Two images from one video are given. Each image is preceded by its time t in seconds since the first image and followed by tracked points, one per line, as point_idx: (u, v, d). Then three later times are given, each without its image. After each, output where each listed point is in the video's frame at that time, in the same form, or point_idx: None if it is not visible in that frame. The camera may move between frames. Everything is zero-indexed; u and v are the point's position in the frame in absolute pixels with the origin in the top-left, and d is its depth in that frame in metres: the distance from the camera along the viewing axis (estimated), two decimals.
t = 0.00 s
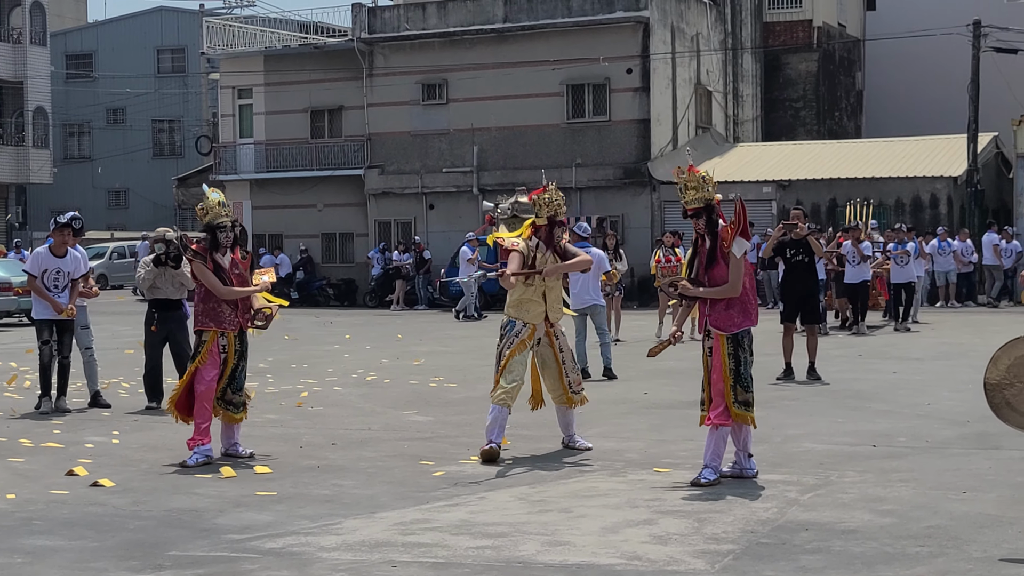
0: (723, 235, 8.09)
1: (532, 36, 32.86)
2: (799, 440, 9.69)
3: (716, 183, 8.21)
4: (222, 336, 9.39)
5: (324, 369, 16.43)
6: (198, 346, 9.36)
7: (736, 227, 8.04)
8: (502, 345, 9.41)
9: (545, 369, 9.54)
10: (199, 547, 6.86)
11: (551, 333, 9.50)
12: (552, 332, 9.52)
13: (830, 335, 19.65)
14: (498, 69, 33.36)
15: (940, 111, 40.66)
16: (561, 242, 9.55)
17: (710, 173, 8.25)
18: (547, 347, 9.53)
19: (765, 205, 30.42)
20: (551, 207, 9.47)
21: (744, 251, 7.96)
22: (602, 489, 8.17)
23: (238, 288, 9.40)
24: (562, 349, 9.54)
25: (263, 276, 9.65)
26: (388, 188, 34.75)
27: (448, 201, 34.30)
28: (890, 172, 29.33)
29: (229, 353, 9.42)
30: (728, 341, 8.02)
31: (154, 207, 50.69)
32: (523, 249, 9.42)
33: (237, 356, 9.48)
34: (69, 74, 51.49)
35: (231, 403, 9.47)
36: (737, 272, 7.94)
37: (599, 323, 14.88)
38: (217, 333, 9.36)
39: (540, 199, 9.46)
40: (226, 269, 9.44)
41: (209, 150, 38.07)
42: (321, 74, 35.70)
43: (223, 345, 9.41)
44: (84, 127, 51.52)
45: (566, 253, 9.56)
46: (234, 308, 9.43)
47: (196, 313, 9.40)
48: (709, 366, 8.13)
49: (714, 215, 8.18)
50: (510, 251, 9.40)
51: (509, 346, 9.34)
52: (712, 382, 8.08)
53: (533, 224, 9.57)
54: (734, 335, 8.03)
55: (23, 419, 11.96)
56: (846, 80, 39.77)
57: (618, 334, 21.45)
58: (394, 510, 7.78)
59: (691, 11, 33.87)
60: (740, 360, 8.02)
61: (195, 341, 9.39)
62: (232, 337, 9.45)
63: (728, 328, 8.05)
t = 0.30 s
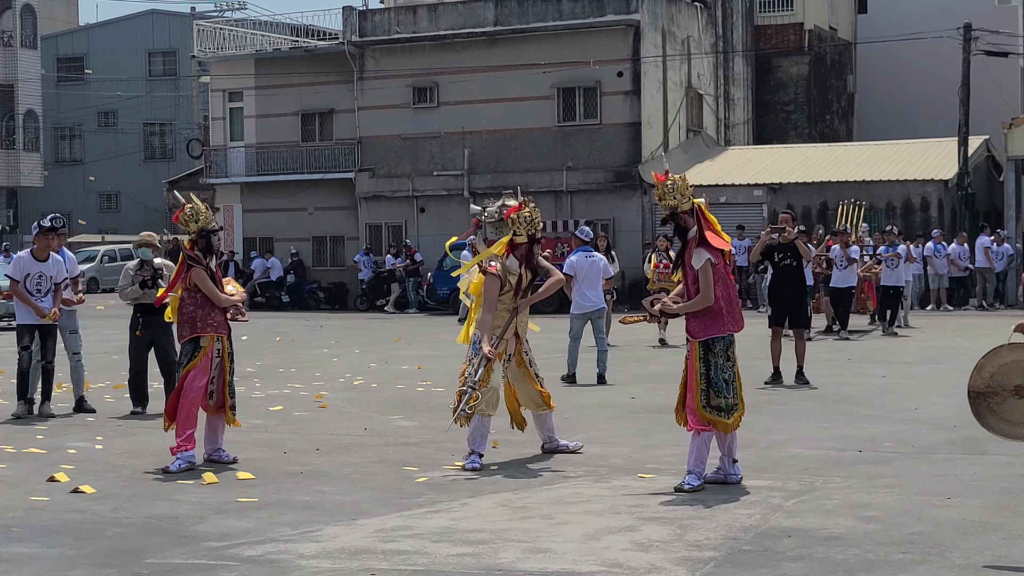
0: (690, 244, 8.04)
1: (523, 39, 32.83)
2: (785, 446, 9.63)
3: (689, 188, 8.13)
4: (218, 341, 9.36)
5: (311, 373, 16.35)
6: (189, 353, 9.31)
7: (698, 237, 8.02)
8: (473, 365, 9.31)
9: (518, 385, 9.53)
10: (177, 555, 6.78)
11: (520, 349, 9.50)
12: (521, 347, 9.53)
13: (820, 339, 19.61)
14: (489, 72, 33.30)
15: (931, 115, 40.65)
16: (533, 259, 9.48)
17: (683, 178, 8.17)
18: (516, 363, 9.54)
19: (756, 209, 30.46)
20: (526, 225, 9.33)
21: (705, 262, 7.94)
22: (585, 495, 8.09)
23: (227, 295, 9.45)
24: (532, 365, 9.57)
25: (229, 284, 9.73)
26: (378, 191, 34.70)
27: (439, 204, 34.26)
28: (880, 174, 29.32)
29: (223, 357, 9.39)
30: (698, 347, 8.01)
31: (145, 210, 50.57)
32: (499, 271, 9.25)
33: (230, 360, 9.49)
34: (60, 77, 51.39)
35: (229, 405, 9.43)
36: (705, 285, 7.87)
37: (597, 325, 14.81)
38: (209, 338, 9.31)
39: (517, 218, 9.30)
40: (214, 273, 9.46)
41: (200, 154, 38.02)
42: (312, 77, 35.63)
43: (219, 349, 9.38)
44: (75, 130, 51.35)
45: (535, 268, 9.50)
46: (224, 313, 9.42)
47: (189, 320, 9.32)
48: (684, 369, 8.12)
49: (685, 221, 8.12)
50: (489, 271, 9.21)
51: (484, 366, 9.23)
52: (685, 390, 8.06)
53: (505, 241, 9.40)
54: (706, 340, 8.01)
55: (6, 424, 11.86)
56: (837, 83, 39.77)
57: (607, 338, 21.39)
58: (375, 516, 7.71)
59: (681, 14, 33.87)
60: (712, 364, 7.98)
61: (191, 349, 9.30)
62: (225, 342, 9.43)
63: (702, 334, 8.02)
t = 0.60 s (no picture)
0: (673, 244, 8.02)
1: (516, 39, 32.81)
2: (776, 446, 9.62)
3: (676, 187, 8.08)
4: (212, 341, 9.36)
5: (303, 374, 16.32)
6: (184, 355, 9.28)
7: (677, 239, 8.00)
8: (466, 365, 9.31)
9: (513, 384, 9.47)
10: (165, 555, 6.74)
11: (515, 348, 9.44)
12: (516, 347, 9.46)
13: (813, 340, 19.61)
14: (483, 72, 33.27)
15: (925, 115, 40.67)
16: (526, 259, 9.43)
17: (671, 176, 8.13)
18: (511, 363, 9.48)
19: (749, 209, 30.53)
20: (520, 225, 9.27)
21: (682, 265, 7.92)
22: (575, 495, 8.08)
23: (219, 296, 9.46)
24: (525, 365, 9.51)
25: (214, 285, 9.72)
26: (372, 191, 34.68)
27: (432, 204, 34.23)
28: (874, 175, 29.34)
29: (218, 357, 9.42)
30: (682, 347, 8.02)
31: (140, 211, 50.52)
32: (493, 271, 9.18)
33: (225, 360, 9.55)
34: (54, 78, 51.32)
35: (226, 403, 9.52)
36: (684, 286, 7.83)
37: (594, 326, 14.78)
38: (205, 338, 9.30)
39: (509, 217, 9.25)
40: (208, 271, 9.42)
41: (194, 154, 38.00)
42: (305, 77, 35.61)
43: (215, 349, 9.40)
44: (69, 130, 51.22)
45: (528, 268, 9.45)
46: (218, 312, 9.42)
47: (184, 321, 9.29)
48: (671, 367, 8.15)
49: (671, 220, 8.10)
50: (484, 273, 9.14)
51: (480, 368, 9.14)
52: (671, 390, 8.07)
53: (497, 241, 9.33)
54: (688, 341, 8.02)
55: None
56: (831, 83, 39.79)
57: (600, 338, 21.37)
58: (364, 517, 7.68)
59: (675, 15, 33.87)
60: (693, 364, 8.00)
61: (187, 349, 9.28)
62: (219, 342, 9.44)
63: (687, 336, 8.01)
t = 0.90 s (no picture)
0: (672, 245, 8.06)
1: (512, 40, 32.81)
2: (773, 446, 9.63)
3: (678, 187, 8.12)
4: (203, 344, 9.32)
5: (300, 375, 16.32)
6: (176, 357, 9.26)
7: (676, 238, 8.04)
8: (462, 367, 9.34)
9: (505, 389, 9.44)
10: (163, 556, 6.74)
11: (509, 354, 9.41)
12: (509, 353, 9.44)
13: (809, 342, 19.62)
14: (480, 73, 33.27)
15: (920, 116, 40.74)
16: (521, 267, 9.47)
17: (674, 177, 8.17)
18: (507, 370, 9.43)
19: (746, 210, 30.60)
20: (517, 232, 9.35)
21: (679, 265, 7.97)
22: (573, 496, 8.08)
23: (215, 298, 9.41)
24: (520, 371, 9.47)
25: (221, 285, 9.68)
26: (369, 192, 34.67)
27: (429, 205, 34.23)
28: (870, 175, 29.39)
29: (210, 359, 9.36)
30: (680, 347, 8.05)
31: (136, 212, 50.51)
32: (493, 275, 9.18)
33: (222, 361, 9.48)
34: (50, 79, 51.28)
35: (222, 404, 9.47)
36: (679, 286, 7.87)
37: (592, 327, 14.76)
38: (196, 339, 9.28)
39: (507, 223, 9.32)
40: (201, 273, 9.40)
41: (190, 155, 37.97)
42: (302, 78, 35.61)
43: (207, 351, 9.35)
44: (65, 131, 51.15)
45: (523, 275, 9.49)
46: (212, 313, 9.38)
47: (174, 322, 9.28)
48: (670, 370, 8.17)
49: (671, 219, 8.14)
50: (485, 277, 9.13)
51: (476, 371, 9.10)
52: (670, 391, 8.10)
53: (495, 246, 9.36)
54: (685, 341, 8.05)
55: None
56: (828, 84, 39.82)
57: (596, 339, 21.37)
58: (361, 518, 7.68)
59: (671, 15, 33.89)
60: (691, 365, 8.02)
61: (177, 350, 9.27)
62: (213, 343, 9.40)
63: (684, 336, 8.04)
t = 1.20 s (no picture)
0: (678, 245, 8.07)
1: (511, 42, 32.83)
2: (774, 448, 9.65)
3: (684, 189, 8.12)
4: (198, 347, 9.26)
5: (301, 377, 16.33)
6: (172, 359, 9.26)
7: (683, 238, 8.05)
8: (473, 369, 9.35)
9: (521, 389, 9.48)
10: (166, 557, 6.76)
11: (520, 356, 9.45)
12: (522, 355, 9.48)
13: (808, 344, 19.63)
14: (479, 75, 33.29)
15: (919, 119, 40.82)
16: (531, 272, 9.52)
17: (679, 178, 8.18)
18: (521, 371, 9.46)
19: (746, 212, 30.64)
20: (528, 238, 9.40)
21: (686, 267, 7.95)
22: (574, 497, 8.10)
23: (211, 301, 9.33)
24: (535, 370, 9.50)
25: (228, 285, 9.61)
26: (369, 195, 34.67)
27: (429, 208, 34.27)
28: (870, 178, 29.42)
29: (205, 363, 9.28)
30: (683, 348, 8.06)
31: (136, 214, 50.55)
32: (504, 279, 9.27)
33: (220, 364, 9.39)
34: (49, 81, 51.30)
35: (218, 411, 9.37)
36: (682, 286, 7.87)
37: (592, 330, 14.77)
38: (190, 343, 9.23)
39: (516, 229, 9.39)
40: (203, 279, 9.30)
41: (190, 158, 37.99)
42: (302, 80, 35.63)
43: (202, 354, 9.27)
44: (65, 134, 51.19)
45: (533, 280, 9.51)
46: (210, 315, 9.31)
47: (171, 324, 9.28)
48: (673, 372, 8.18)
49: (675, 220, 8.14)
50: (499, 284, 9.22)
51: (486, 373, 9.19)
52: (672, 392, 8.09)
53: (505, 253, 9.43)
54: (688, 343, 8.07)
55: None
56: (827, 86, 39.84)
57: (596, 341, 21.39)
58: (363, 520, 7.69)
59: (671, 18, 33.93)
60: (694, 366, 8.03)
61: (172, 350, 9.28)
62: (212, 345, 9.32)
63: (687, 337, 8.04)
